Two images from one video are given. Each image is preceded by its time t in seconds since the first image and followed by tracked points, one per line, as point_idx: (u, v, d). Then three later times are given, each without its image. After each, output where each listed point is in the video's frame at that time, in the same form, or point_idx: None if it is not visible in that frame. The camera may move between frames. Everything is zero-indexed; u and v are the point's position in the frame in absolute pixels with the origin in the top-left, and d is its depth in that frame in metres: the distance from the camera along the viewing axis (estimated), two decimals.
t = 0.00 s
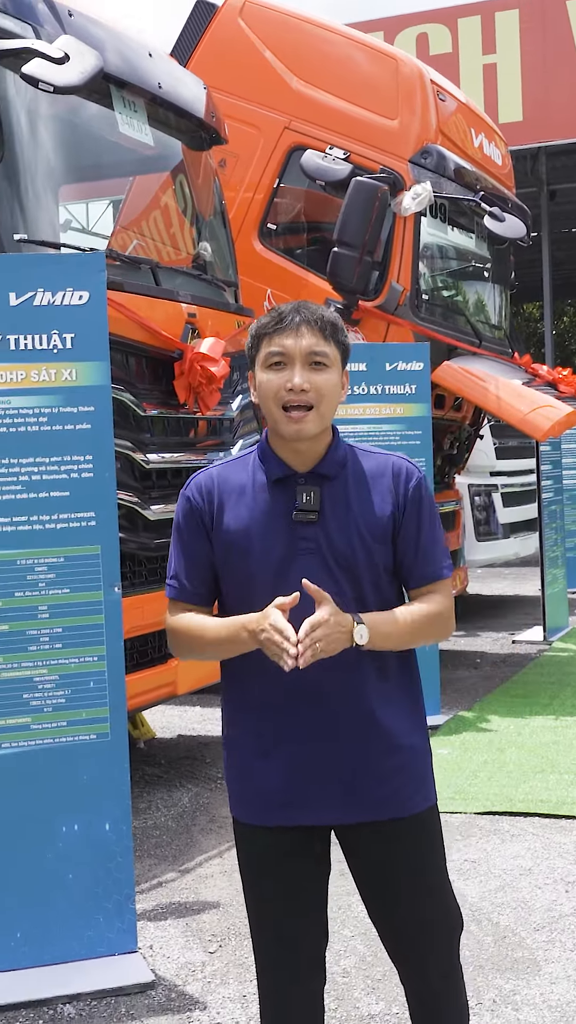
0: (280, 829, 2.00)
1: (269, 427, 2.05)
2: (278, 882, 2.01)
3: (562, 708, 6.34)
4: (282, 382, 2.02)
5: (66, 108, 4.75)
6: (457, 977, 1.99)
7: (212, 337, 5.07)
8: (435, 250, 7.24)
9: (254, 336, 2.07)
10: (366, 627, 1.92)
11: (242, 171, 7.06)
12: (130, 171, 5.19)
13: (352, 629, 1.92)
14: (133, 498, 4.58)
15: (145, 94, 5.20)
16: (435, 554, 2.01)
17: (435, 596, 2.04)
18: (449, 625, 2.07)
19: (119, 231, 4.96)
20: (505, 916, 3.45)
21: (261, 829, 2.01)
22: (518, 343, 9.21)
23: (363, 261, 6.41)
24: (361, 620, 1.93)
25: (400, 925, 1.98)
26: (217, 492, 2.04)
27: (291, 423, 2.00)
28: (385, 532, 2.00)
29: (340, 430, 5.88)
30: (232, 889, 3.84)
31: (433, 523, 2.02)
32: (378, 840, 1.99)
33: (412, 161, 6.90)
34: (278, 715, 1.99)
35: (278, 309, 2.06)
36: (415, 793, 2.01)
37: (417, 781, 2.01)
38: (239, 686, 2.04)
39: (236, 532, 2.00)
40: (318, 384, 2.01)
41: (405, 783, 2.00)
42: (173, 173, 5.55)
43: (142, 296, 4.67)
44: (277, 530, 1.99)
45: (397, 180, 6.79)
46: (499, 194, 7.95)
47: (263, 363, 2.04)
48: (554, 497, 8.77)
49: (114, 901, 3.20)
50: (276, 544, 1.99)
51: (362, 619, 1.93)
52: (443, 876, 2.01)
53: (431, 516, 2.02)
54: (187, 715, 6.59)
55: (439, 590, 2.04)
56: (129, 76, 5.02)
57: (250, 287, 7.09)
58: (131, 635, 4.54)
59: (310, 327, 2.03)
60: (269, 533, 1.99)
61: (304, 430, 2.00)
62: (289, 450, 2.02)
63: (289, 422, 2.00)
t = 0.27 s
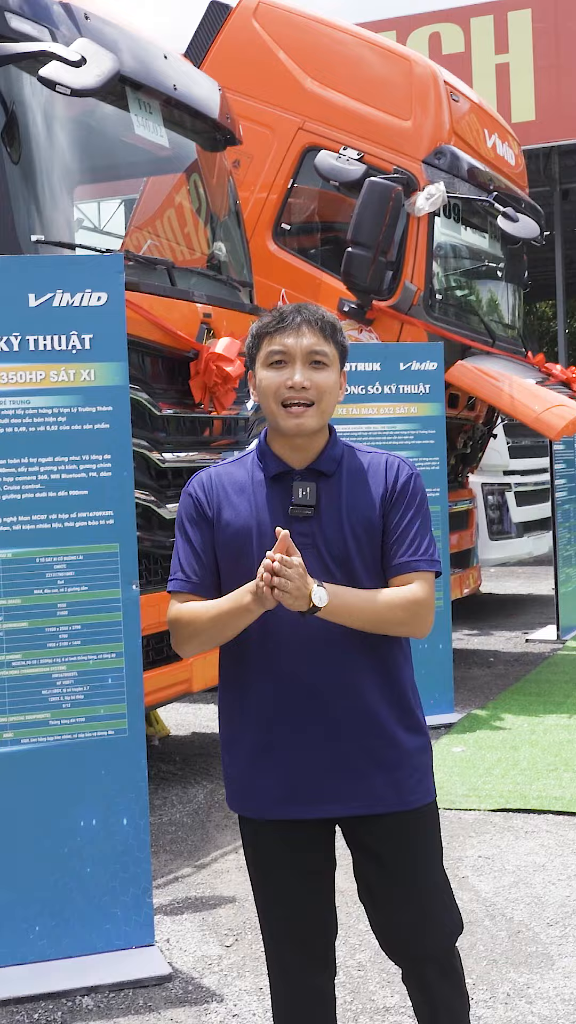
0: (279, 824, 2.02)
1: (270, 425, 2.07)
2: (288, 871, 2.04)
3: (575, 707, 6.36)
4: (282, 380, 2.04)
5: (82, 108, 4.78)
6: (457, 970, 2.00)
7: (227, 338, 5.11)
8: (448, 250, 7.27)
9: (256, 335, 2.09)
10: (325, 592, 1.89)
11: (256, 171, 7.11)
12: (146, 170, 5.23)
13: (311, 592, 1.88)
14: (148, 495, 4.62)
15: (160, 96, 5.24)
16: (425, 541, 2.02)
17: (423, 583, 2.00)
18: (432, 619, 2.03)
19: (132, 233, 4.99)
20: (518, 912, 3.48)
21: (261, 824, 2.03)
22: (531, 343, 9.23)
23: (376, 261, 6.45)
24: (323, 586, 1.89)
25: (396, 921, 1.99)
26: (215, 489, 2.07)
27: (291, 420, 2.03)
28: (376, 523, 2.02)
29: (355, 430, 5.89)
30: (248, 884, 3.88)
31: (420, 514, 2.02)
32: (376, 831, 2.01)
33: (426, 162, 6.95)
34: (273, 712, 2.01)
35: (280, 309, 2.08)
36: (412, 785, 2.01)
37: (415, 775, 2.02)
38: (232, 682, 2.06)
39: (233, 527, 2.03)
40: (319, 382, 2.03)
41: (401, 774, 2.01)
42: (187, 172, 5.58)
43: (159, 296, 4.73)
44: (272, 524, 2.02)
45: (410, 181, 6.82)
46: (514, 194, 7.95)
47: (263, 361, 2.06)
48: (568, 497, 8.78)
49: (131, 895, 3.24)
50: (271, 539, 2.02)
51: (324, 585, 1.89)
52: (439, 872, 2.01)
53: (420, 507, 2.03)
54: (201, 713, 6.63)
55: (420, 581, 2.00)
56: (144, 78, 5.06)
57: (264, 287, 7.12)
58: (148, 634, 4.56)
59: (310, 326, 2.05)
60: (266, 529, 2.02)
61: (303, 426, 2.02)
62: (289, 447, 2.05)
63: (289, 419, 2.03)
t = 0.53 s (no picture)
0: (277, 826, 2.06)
1: (269, 431, 2.10)
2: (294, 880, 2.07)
3: None
4: (281, 386, 2.08)
5: (90, 111, 4.82)
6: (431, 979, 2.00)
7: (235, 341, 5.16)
8: (455, 254, 7.30)
9: (255, 343, 2.13)
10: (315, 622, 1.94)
11: (264, 173, 7.12)
12: (153, 173, 5.26)
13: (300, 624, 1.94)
14: (159, 499, 4.65)
15: (168, 99, 5.28)
16: (420, 548, 2.04)
17: (420, 592, 2.03)
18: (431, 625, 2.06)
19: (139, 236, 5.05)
20: (526, 910, 3.50)
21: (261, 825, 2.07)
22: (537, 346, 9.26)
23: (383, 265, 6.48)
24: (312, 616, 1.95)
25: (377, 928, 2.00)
26: (215, 498, 2.11)
27: (289, 426, 2.06)
28: (373, 530, 2.04)
29: (363, 433, 5.93)
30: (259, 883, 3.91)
31: (417, 521, 2.04)
32: (370, 838, 2.02)
33: (434, 165, 6.98)
34: (270, 717, 2.05)
35: (279, 317, 2.12)
36: (406, 793, 2.03)
37: (409, 780, 2.04)
38: (235, 690, 2.11)
39: (232, 535, 2.07)
40: (316, 389, 2.07)
41: (396, 780, 2.02)
42: (195, 174, 5.61)
43: (167, 300, 4.77)
44: (269, 530, 2.05)
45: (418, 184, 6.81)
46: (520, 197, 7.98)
47: (262, 368, 2.10)
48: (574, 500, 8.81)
49: (143, 895, 3.26)
50: (268, 543, 2.04)
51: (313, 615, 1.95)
52: (428, 891, 2.02)
53: (417, 514, 2.05)
54: (209, 715, 6.65)
55: (419, 589, 2.03)
56: (152, 82, 5.10)
57: (271, 290, 7.15)
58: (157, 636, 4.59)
59: (309, 334, 2.09)
60: (262, 535, 2.05)
61: (300, 432, 2.06)
62: (287, 452, 2.08)
63: (287, 424, 2.06)
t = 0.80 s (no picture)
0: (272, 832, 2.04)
1: (266, 438, 2.09)
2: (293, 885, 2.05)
3: None
4: (279, 394, 2.06)
5: (89, 116, 4.84)
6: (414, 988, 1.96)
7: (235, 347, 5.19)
8: (454, 260, 7.32)
9: (253, 350, 2.11)
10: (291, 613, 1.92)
11: (263, 179, 7.16)
12: (152, 177, 5.28)
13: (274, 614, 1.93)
14: (158, 504, 4.67)
15: (167, 104, 5.30)
16: (410, 553, 1.99)
17: (407, 597, 1.98)
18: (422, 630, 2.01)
19: (138, 238, 5.06)
20: (527, 911, 3.52)
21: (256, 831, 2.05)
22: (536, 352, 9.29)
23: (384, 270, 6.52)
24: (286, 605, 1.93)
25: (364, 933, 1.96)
26: (212, 505, 2.11)
27: (287, 433, 2.04)
28: (366, 535, 2.00)
29: (363, 438, 5.94)
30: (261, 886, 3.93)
31: (409, 526, 2.00)
32: (360, 844, 1.98)
33: (433, 171, 7.02)
34: (264, 722, 2.03)
35: (277, 323, 2.10)
36: (399, 802, 1.98)
37: (404, 787, 2.00)
38: (236, 693, 2.09)
39: (229, 541, 2.06)
40: (315, 397, 2.05)
41: (389, 788, 1.98)
42: (194, 178, 5.63)
43: (167, 306, 4.80)
44: (266, 536, 2.03)
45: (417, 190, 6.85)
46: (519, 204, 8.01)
47: (260, 376, 2.09)
48: (573, 505, 8.83)
49: (145, 897, 3.28)
50: (265, 550, 2.02)
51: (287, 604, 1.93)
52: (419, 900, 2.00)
53: (410, 519, 2.01)
54: (208, 720, 6.67)
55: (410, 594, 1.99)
56: (152, 87, 5.12)
57: (270, 296, 7.17)
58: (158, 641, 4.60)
59: (307, 342, 2.07)
60: (257, 541, 2.04)
61: (299, 440, 2.03)
62: (284, 460, 2.06)
63: (284, 432, 2.04)
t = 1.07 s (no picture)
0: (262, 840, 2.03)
1: (258, 446, 2.06)
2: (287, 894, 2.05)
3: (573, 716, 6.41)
4: (270, 403, 2.03)
5: (81, 121, 4.84)
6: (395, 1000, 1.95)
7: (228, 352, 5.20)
8: (446, 265, 7.34)
9: (244, 359, 2.08)
10: (273, 626, 1.89)
11: (255, 184, 7.17)
12: (145, 183, 5.28)
13: (256, 629, 1.90)
14: (153, 510, 4.67)
15: (160, 110, 5.31)
16: (396, 565, 1.95)
17: (391, 609, 1.94)
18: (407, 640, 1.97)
19: (129, 245, 5.05)
20: (523, 915, 3.52)
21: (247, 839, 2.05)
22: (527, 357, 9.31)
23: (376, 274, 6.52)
24: (269, 620, 1.90)
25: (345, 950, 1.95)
26: (205, 513, 2.14)
27: (278, 442, 2.02)
28: (352, 544, 1.98)
29: (356, 443, 5.96)
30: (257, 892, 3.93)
31: (396, 535, 1.97)
32: (344, 854, 1.96)
33: (425, 176, 7.07)
34: (253, 730, 2.02)
35: (268, 332, 2.07)
36: (384, 814, 1.96)
37: (388, 799, 1.97)
38: (228, 699, 2.08)
39: (219, 549, 2.06)
40: (306, 406, 2.03)
41: (372, 800, 1.96)
42: (186, 184, 5.63)
43: (161, 312, 4.80)
44: (255, 543, 2.02)
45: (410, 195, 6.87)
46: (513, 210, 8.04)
47: (251, 385, 2.06)
48: (564, 510, 8.85)
49: (142, 903, 3.27)
50: (253, 557, 2.02)
51: (270, 619, 1.90)
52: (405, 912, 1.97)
53: (398, 529, 1.97)
54: (201, 725, 6.67)
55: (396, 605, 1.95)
56: (145, 93, 5.13)
57: (262, 301, 7.18)
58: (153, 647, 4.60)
59: (298, 352, 2.04)
60: (244, 548, 2.03)
61: (289, 448, 2.01)
62: (276, 468, 2.04)
63: (275, 441, 2.02)
